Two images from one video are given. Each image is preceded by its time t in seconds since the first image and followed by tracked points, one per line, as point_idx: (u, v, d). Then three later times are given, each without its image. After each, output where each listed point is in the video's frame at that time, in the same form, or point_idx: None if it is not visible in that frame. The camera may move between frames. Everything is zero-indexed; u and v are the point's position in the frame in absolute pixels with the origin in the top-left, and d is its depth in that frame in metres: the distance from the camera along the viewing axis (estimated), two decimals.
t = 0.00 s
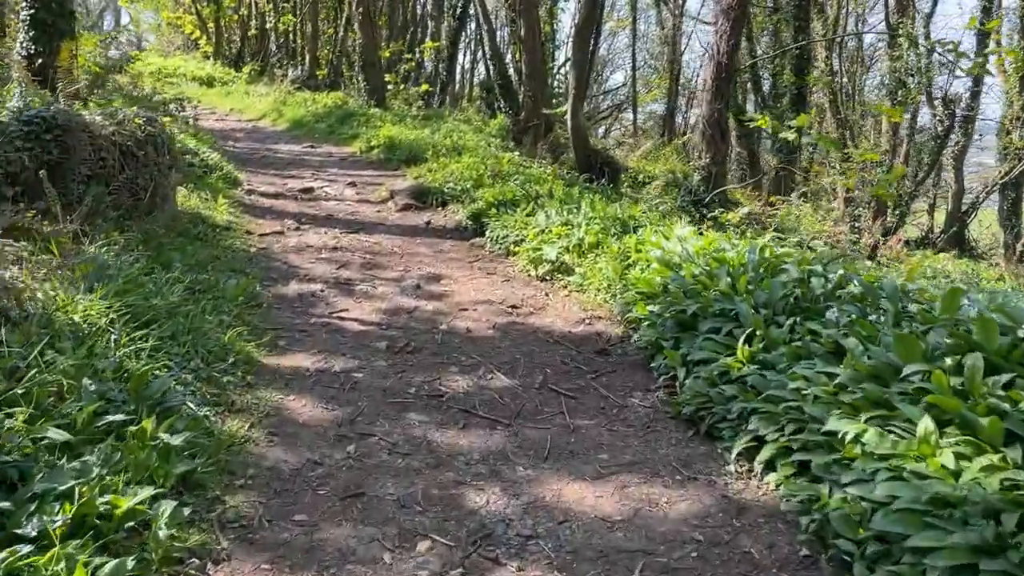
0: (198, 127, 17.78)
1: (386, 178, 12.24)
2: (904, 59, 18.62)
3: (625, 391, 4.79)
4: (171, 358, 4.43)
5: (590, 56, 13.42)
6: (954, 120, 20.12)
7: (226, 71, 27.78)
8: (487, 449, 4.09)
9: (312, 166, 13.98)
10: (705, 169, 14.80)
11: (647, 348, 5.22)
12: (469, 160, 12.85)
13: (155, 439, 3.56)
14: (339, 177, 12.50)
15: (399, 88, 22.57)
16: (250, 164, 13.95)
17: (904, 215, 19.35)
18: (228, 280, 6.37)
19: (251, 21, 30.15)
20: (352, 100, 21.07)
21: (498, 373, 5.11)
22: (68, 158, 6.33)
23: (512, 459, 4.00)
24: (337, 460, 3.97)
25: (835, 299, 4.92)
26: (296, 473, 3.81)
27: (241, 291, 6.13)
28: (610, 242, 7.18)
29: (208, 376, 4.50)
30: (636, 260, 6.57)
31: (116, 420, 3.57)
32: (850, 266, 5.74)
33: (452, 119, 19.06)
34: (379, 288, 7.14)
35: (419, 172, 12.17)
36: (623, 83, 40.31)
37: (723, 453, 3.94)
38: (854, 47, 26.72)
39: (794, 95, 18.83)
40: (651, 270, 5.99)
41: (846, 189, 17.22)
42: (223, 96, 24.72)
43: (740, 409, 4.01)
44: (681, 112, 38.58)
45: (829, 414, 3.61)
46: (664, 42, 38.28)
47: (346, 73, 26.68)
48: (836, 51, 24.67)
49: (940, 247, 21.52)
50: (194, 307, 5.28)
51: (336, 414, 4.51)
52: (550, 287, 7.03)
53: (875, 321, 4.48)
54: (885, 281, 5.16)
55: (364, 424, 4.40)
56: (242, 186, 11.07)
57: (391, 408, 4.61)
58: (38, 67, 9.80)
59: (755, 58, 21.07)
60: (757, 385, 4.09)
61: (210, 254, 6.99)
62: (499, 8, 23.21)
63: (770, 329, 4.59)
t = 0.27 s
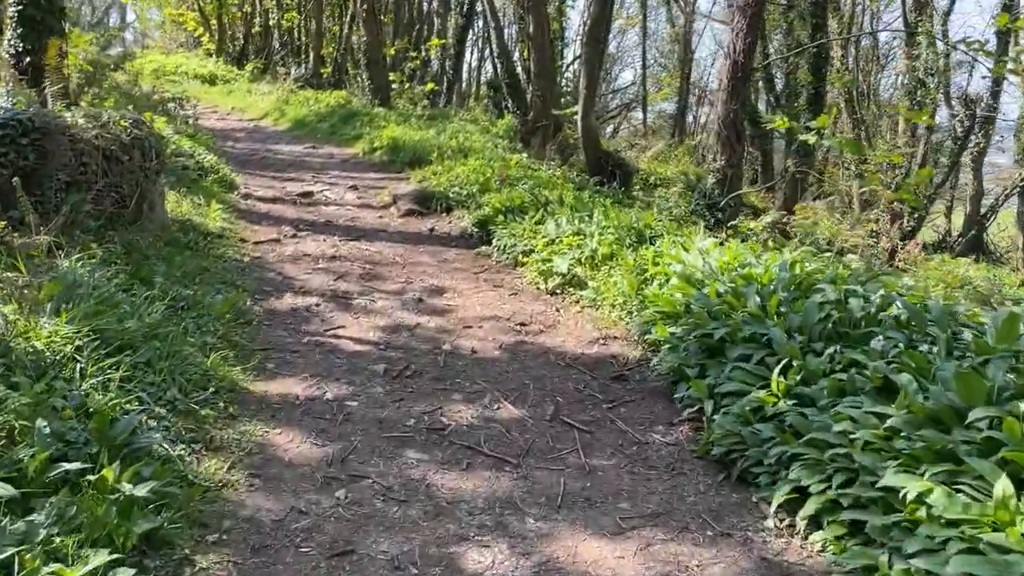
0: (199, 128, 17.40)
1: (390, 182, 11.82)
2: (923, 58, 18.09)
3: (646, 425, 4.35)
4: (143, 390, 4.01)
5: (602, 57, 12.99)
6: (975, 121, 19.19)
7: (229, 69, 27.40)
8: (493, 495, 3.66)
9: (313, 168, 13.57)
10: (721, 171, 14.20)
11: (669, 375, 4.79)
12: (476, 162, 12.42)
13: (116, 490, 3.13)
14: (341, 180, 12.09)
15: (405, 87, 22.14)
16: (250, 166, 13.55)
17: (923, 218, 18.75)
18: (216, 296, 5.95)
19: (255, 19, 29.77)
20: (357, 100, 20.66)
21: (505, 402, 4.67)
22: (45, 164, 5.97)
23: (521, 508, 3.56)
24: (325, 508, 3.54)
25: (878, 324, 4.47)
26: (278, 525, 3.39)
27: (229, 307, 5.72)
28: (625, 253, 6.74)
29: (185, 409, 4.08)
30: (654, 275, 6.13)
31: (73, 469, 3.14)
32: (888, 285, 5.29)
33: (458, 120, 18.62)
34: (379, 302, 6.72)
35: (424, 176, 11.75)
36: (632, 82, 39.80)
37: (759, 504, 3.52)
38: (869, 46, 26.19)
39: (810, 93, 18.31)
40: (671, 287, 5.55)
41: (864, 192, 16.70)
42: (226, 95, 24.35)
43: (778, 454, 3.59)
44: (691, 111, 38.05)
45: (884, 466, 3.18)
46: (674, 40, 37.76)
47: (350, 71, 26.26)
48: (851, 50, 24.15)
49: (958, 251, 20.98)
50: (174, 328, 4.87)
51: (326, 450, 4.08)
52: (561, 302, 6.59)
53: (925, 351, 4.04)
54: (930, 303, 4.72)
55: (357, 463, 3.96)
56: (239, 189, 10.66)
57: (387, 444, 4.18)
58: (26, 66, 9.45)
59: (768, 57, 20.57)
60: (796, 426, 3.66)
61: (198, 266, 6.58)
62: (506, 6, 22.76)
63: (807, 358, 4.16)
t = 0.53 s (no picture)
0: (202, 126, 17.01)
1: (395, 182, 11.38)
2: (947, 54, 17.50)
3: (672, 459, 3.89)
4: (109, 421, 3.59)
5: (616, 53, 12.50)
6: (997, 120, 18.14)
7: (236, 66, 27.02)
8: (501, 547, 3.20)
9: (317, 168, 13.14)
10: (738, 171, 13.77)
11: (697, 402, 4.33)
12: (484, 162, 11.96)
13: (63, 546, 2.70)
14: (345, 180, 11.66)
15: (413, 84, 21.70)
16: (252, 165, 13.14)
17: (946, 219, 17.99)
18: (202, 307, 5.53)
19: (263, 16, 29.42)
20: (364, 97, 20.24)
21: (515, 431, 4.21)
22: (20, 164, 5.43)
23: (533, 564, 3.12)
24: (309, 562, 3.09)
25: (934, 347, 4.00)
26: None
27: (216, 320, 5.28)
28: (644, 261, 6.26)
29: (157, 441, 3.66)
30: (677, 286, 5.65)
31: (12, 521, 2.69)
32: (937, 299, 4.82)
33: (467, 117, 18.16)
34: (380, 313, 6.28)
35: (431, 176, 11.30)
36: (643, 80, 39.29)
37: (810, 564, 3.07)
38: (886, 44, 25.67)
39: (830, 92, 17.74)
40: (697, 300, 5.09)
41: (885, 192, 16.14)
42: (232, 92, 23.98)
43: (830, 503, 3.14)
44: (703, 109, 37.50)
45: (964, 528, 2.73)
46: (687, 37, 37.21)
47: (358, 69, 25.84)
48: (868, 47, 23.60)
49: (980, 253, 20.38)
50: (152, 345, 4.44)
51: (313, 489, 3.63)
52: (575, 314, 6.13)
53: (992, 381, 3.57)
54: (989, 322, 4.23)
55: (347, 504, 3.51)
56: (239, 189, 10.23)
57: (382, 480, 3.72)
58: (15, 61, 9.10)
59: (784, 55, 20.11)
60: (851, 471, 3.20)
61: (187, 274, 6.14)
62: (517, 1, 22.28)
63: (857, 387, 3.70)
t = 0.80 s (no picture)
0: (208, 126, 16.65)
1: (403, 184, 10.94)
2: (975, 51, 16.92)
3: (707, 508, 3.41)
4: (61, 465, 3.14)
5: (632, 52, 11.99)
6: None
7: (245, 64, 26.69)
8: None
9: (323, 168, 12.72)
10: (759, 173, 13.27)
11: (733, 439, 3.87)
12: (495, 163, 11.50)
13: None
14: (351, 182, 11.23)
15: (423, 82, 21.29)
16: (256, 166, 12.73)
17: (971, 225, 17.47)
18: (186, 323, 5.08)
19: (273, 14, 29.07)
20: (373, 96, 19.83)
21: (527, 471, 3.73)
22: None
23: None
24: None
25: (1007, 380, 3.52)
26: None
27: (201, 339, 4.84)
28: (668, 273, 5.78)
29: (119, 486, 3.21)
30: (706, 302, 5.18)
31: None
32: (999, 320, 4.33)
33: (478, 117, 17.71)
34: (382, 328, 5.82)
35: (440, 178, 10.85)
36: (657, 79, 38.76)
37: None
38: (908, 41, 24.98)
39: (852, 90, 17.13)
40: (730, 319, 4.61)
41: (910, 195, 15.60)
42: (241, 90, 23.62)
43: None
44: (717, 109, 36.96)
45: None
46: (702, 36, 36.66)
47: (368, 67, 25.45)
48: (891, 45, 22.99)
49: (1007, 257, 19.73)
50: (123, 370, 3.99)
51: (297, 543, 3.16)
52: (593, 330, 5.65)
53: None
54: None
55: (333, 563, 3.05)
56: (240, 192, 9.82)
57: (376, 532, 3.25)
58: (7, 58, 8.63)
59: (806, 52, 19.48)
60: (926, 538, 2.75)
61: (173, 287, 5.71)
62: None
63: (924, 430, 3.23)
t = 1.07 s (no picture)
0: (217, 128, 16.32)
1: (414, 189, 10.53)
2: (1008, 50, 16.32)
3: None
4: (9, 529, 2.73)
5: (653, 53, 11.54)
6: None
7: (257, 64, 26.39)
8: None
9: (332, 172, 12.33)
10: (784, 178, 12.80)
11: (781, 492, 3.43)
12: (510, 167, 11.07)
13: None
14: (360, 187, 10.82)
15: (437, 83, 20.89)
16: (263, 169, 12.35)
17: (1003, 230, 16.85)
18: (172, 348, 4.67)
19: (286, 13, 28.77)
20: (385, 96, 19.45)
21: (545, 529, 3.29)
22: None
23: None
24: None
25: None
26: None
27: (187, 368, 4.44)
28: (698, 291, 5.30)
29: (75, 553, 2.80)
30: (741, 328, 4.73)
31: None
32: None
33: (493, 118, 17.28)
34: (387, 351, 5.39)
35: (452, 184, 10.43)
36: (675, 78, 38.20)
37: None
38: (934, 41, 24.34)
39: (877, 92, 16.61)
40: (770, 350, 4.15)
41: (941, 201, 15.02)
42: (252, 91, 23.31)
43: None
44: (735, 109, 36.37)
45: None
46: (720, 35, 36.08)
47: (381, 67, 25.08)
48: (917, 44, 22.36)
49: None
50: (91, 410, 3.58)
51: None
52: (615, 355, 5.19)
53: None
54: None
55: None
56: (244, 197, 9.43)
57: None
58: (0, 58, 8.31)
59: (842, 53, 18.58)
60: None
61: (164, 306, 5.31)
62: None
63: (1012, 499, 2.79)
